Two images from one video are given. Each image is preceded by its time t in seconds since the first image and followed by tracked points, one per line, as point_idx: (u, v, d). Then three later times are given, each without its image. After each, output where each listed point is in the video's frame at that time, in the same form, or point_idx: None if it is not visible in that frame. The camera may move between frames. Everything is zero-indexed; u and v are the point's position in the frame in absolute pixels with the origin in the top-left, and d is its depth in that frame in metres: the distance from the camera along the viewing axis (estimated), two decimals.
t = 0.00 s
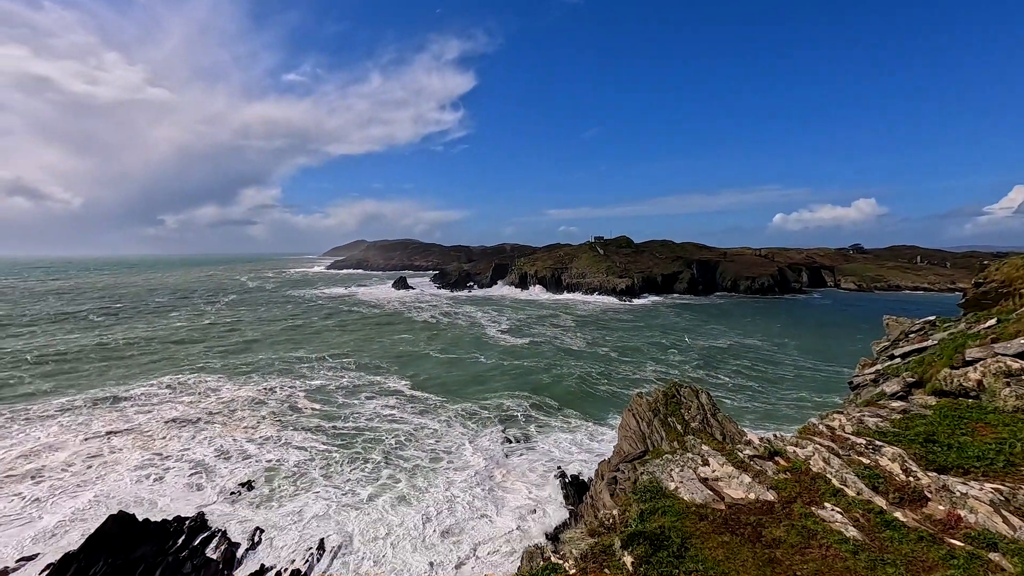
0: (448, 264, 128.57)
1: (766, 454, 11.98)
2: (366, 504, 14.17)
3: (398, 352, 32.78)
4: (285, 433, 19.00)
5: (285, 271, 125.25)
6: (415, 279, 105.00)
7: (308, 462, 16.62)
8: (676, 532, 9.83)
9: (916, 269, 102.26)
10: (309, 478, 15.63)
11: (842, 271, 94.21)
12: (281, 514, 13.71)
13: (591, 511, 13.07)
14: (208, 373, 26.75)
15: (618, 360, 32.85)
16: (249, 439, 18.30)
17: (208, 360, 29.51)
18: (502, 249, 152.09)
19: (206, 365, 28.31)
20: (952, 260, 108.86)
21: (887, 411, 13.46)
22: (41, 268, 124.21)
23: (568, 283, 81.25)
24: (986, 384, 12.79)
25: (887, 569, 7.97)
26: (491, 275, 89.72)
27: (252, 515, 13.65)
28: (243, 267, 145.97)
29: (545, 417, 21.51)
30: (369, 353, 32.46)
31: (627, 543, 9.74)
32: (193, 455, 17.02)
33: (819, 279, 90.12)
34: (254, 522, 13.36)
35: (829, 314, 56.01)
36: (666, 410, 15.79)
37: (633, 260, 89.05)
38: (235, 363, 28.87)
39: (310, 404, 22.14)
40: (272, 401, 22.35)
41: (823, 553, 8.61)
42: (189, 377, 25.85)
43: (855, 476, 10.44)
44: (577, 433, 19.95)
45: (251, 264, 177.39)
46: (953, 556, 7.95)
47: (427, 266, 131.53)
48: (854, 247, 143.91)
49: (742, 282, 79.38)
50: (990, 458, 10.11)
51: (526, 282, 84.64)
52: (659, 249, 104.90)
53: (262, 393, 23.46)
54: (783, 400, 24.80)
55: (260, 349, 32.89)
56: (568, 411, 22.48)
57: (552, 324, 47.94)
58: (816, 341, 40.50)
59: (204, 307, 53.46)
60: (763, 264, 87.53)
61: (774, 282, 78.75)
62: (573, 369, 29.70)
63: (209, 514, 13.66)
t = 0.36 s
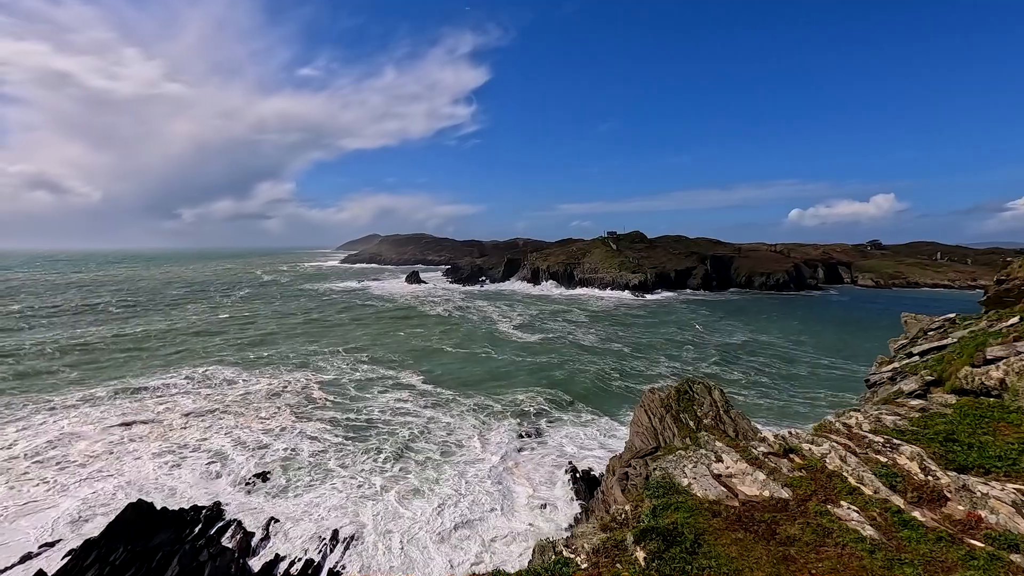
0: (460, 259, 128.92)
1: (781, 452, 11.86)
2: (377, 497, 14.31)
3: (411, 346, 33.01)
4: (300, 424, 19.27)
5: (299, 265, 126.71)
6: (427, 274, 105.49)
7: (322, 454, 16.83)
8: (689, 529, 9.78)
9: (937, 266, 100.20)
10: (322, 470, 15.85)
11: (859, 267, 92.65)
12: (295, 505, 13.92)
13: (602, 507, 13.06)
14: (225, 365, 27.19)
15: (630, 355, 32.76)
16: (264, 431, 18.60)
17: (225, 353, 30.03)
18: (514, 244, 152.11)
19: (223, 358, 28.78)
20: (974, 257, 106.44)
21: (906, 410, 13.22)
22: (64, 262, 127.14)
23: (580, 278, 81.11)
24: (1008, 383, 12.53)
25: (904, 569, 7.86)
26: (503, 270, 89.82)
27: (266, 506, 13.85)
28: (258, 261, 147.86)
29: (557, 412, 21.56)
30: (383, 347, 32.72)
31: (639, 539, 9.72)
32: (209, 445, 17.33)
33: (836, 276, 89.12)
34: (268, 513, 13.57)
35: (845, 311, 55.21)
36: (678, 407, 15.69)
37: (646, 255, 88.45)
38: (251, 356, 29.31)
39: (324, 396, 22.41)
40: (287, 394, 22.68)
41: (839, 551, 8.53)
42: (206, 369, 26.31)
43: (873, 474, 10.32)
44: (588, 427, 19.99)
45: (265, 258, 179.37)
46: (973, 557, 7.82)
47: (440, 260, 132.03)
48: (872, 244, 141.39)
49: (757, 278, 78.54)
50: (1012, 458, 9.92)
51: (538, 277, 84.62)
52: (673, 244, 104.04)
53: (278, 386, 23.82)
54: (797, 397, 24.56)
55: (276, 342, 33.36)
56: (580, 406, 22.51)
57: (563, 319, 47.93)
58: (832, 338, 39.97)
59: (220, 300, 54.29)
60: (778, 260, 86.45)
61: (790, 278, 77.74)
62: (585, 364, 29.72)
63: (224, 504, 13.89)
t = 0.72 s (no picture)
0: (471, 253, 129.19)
1: (795, 448, 11.76)
2: (389, 488, 14.46)
3: (423, 340, 33.20)
4: (314, 416, 19.51)
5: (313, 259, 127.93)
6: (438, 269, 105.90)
7: (335, 446, 17.03)
8: (701, 524, 9.77)
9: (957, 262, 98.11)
10: (335, 461, 16.05)
11: (876, 264, 91.06)
12: (308, 496, 14.11)
13: (613, 502, 13.07)
14: (241, 358, 27.59)
15: (642, 351, 32.67)
16: (279, 422, 18.87)
17: (241, 345, 30.50)
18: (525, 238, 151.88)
19: (239, 350, 29.23)
20: (996, 254, 104.13)
21: (924, 407, 13.05)
22: (87, 256, 129.93)
23: (592, 273, 80.92)
24: None
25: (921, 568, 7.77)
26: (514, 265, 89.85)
27: (280, 497, 14.06)
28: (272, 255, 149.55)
29: (569, 406, 21.59)
30: (396, 341, 32.98)
31: (650, 534, 9.72)
32: (225, 436, 17.63)
33: (852, 272, 87.77)
34: (282, 503, 13.77)
35: (861, 308, 54.39)
36: (690, 403, 15.62)
37: (658, 250, 87.83)
38: (267, 349, 29.71)
39: (338, 389, 22.66)
40: (302, 386, 22.95)
41: (854, 549, 8.46)
42: (222, 362, 26.71)
43: (889, 472, 10.21)
44: (600, 422, 19.98)
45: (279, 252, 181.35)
46: (994, 558, 7.69)
47: (451, 255, 132.44)
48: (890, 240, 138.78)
49: (771, 274, 77.63)
50: None
51: (549, 272, 84.52)
52: (686, 239, 103.19)
53: (292, 378, 24.11)
54: (812, 394, 24.30)
55: (290, 335, 33.77)
56: (592, 401, 22.51)
57: (574, 314, 47.92)
58: (847, 335, 39.44)
59: (235, 293, 55.04)
60: (793, 255, 85.33)
61: (805, 274, 76.77)
62: (597, 360, 29.68)
63: (240, 494, 14.13)
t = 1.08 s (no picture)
0: (481, 248, 129.27)
1: (808, 445, 11.69)
2: (400, 481, 14.62)
3: (435, 335, 33.37)
4: (326, 410, 19.73)
5: (326, 254, 129.11)
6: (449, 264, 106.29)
7: (347, 439, 17.24)
8: (712, 521, 9.75)
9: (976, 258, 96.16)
10: (347, 454, 16.25)
11: (893, 260, 89.53)
12: (321, 488, 14.30)
13: (624, 497, 13.09)
14: (255, 351, 27.95)
15: (653, 347, 32.56)
16: (292, 415, 19.13)
17: (255, 339, 30.89)
18: (535, 233, 151.58)
19: (254, 344, 29.60)
20: (1017, 249, 101.83)
21: (940, 405, 12.89)
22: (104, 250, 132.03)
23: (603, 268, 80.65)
24: None
25: (937, 567, 7.70)
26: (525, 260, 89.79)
27: (293, 489, 14.27)
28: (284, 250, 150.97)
29: (579, 401, 21.62)
30: (408, 336, 33.22)
31: (661, 530, 9.72)
32: (240, 429, 17.91)
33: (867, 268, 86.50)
34: (295, 495, 13.98)
35: (877, 304, 53.59)
36: (701, 399, 15.56)
37: (670, 246, 87.25)
38: (280, 343, 30.05)
39: (351, 383, 22.91)
40: (315, 380, 23.21)
41: (867, 547, 8.40)
42: (237, 355, 27.09)
43: (904, 470, 10.11)
44: (611, 417, 19.99)
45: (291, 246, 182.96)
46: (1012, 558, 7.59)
47: (461, 249, 132.63)
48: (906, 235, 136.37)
49: (784, 270, 76.76)
50: None
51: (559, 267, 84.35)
52: (698, 235, 102.32)
53: (306, 372, 24.39)
54: (826, 391, 24.07)
55: (304, 329, 34.13)
56: (603, 396, 22.50)
57: (584, 310, 47.86)
58: (862, 332, 38.95)
59: (249, 288, 55.66)
60: (808, 251, 84.22)
61: (819, 270, 75.85)
62: (609, 356, 29.65)
63: (253, 485, 14.36)
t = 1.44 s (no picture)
0: (490, 244, 129.30)
1: (821, 443, 11.60)
2: (410, 476, 14.74)
3: (445, 331, 33.52)
4: (337, 404, 19.92)
5: (337, 250, 130.03)
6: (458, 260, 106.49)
7: (359, 432, 17.41)
8: (722, 517, 9.73)
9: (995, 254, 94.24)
10: (358, 447, 16.42)
11: (908, 256, 88.12)
12: (332, 481, 14.47)
13: (634, 493, 13.10)
14: (269, 346, 28.30)
15: (664, 344, 32.45)
16: (304, 409, 19.36)
17: (268, 334, 31.26)
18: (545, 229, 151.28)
19: (267, 339, 29.96)
20: None
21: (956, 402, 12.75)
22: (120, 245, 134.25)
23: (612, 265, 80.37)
24: None
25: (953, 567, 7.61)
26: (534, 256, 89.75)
27: (305, 482, 14.45)
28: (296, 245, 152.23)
29: (589, 397, 21.62)
30: (419, 331, 33.41)
31: (671, 526, 9.71)
32: (253, 422, 18.15)
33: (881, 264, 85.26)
34: (307, 488, 14.16)
35: (892, 301, 52.80)
36: (712, 395, 15.48)
37: (680, 242, 86.70)
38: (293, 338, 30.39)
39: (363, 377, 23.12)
40: (327, 374, 23.45)
41: (881, 545, 8.34)
42: (250, 350, 27.43)
43: (919, 468, 10.01)
44: (620, 413, 19.99)
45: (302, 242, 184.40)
46: None
47: (470, 245, 132.77)
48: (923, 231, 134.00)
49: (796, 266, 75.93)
50: None
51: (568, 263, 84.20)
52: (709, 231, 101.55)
53: (318, 367, 24.65)
54: (838, 389, 23.86)
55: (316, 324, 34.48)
56: (613, 392, 22.48)
57: (594, 306, 47.77)
58: (876, 329, 38.49)
59: (262, 283, 56.27)
60: (821, 247, 83.20)
61: (832, 267, 74.96)
62: (619, 352, 29.61)
63: (266, 478, 14.56)
